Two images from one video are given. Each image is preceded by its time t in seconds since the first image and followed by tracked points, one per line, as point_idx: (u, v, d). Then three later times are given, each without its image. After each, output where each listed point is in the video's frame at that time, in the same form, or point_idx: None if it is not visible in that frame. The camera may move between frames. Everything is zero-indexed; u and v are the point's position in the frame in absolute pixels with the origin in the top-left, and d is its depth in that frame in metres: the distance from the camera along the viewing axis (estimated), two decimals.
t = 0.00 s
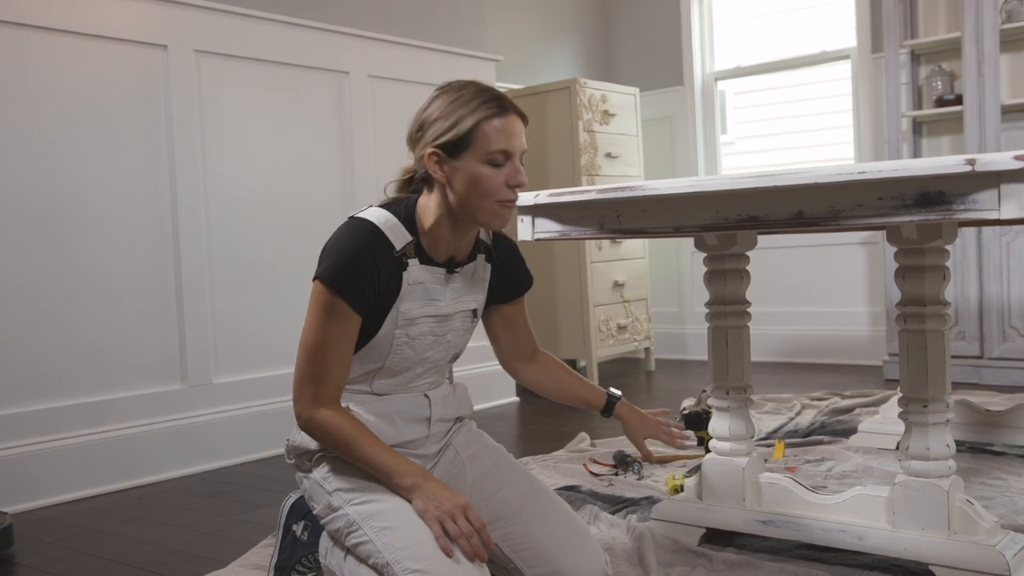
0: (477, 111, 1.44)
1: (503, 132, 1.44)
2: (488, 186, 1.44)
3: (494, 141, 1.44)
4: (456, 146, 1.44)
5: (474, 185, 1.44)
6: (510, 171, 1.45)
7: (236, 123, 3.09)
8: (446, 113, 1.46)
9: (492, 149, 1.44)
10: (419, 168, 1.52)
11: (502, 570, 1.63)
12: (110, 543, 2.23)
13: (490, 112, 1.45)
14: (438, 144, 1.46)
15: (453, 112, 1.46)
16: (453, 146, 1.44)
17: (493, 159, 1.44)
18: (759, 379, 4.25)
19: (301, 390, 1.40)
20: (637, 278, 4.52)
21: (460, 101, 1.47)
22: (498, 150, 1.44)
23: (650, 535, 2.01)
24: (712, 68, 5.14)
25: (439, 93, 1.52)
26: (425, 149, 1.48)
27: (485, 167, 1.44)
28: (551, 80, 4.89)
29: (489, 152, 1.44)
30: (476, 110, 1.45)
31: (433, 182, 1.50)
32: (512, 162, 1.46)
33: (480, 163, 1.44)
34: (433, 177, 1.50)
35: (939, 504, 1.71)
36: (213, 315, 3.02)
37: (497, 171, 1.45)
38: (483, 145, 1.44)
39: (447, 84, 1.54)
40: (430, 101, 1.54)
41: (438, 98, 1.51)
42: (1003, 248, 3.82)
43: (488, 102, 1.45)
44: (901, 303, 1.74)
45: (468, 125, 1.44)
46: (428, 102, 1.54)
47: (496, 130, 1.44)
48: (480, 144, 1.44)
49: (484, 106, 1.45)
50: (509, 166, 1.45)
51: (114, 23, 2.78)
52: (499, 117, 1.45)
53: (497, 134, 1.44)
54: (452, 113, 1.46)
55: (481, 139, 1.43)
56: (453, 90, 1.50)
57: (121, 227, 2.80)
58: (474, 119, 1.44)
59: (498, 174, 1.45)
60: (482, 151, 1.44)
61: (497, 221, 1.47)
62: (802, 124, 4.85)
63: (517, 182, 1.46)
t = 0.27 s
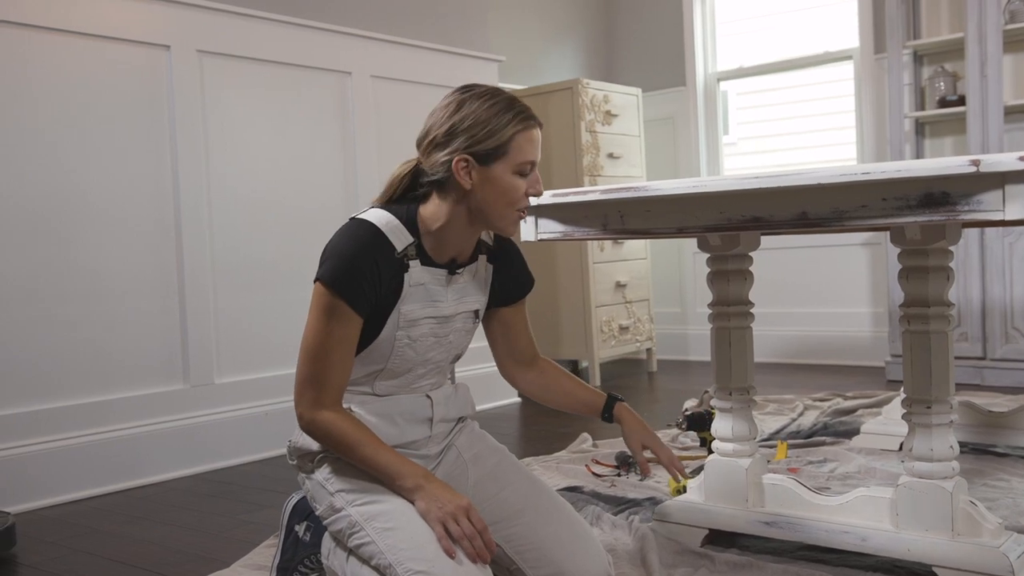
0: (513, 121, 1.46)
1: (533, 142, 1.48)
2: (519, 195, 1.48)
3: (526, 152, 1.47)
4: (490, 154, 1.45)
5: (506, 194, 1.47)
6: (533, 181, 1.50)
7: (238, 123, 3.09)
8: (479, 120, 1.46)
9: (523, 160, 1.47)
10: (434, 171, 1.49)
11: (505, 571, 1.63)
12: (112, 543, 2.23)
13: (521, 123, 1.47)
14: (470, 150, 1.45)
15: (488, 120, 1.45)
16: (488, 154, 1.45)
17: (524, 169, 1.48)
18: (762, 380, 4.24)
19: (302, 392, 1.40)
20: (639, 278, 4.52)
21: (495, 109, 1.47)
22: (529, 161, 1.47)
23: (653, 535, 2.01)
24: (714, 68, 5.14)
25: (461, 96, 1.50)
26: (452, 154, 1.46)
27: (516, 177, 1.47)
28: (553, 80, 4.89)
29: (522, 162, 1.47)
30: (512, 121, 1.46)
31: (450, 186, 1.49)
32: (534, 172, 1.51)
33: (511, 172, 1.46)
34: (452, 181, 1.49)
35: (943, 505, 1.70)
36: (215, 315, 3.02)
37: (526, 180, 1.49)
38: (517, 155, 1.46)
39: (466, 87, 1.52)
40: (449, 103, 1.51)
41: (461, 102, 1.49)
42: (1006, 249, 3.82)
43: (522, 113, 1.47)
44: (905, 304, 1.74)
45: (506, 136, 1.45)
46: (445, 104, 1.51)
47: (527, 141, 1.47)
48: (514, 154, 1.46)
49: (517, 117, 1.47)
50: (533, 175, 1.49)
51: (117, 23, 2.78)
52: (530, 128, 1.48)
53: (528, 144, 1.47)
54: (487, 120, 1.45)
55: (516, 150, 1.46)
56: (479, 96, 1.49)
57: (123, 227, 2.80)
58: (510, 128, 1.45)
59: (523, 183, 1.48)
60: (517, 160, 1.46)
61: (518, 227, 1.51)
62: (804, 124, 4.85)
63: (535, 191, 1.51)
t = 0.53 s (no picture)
0: (501, 111, 1.47)
1: (522, 133, 1.47)
2: (510, 186, 1.47)
3: (515, 141, 1.46)
4: (478, 145, 1.46)
5: (497, 183, 1.46)
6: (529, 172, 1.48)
7: (237, 122, 3.09)
8: (468, 113, 1.48)
9: (513, 150, 1.47)
10: (432, 168, 1.52)
11: (505, 569, 1.63)
12: (112, 542, 2.23)
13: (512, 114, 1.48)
14: (459, 143, 1.47)
15: (476, 112, 1.47)
16: (475, 145, 1.46)
17: (512, 159, 1.47)
18: (761, 378, 4.24)
19: (306, 387, 1.41)
20: (638, 277, 4.52)
21: (484, 102, 1.48)
22: (519, 150, 1.47)
23: (653, 533, 2.01)
24: (714, 67, 5.14)
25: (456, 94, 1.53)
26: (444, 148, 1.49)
27: (507, 166, 1.47)
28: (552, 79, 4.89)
29: (510, 151, 1.46)
30: (500, 111, 1.47)
31: (447, 183, 1.51)
32: (529, 164, 1.49)
33: (500, 162, 1.46)
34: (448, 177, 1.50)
35: (943, 503, 1.70)
36: (214, 314, 3.02)
37: (517, 171, 1.47)
38: (503, 145, 1.46)
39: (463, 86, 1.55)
40: (445, 102, 1.54)
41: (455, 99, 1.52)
42: (1005, 247, 3.82)
43: (511, 103, 1.47)
44: (905, 302, 1.74)
45: (493, 125, 1.46)
46: (442, 103, 1.54)
47: (518, 131, 1.47)
48: (502, 144, 1.46)
49: (503, 108, 1.47)
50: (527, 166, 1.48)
51: (116, 22, 2.78)
52: (521, 118, 1.48)
53: (515, 134, 1.46)
54: (474, 112, 1.47)
55: (503, 139, 1.46)
56: (472, 91, 1.51)
57: (123, 226, 2.80)
58: (499, 118, 1.46)
59: (517, 173, 1.47)
60: (503, 151, 1.46)
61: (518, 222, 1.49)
62: (803, 123, 4.85)
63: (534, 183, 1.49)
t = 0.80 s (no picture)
0: (455, 114, 1.47)
1: (475, 129, 1.44)
2: (466, 184, 1.43)
3: (465, 140, 1.44)
4: (439, 151, 1.47)
5: (452, 184, 1.44)
6: (486, 169, 1.44)
7: (234, 133, 3.09)
8: (434, 121, 1.50)
9: (465, 149, 1.44)
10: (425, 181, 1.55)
11: None
12: (112, 555, 2.23)
13: (469, 115, 1.47)
14: (427, 152, 1.50)
15: (439, 118, 1.49)
16: (436, 151, 1.47)
17: (467, 158, 1.44)
18: (761, 383, 4.24)
19: (310, 393, 1.41)
20: (637, 283, 4.52)
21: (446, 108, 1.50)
22: (470, 148, 1.44)
23: (655, 540, 2.00)
24: (709, 73, 5.15)
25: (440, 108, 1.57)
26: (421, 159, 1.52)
27: (461, 166, 1.44)
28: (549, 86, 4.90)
29: (462, 150, 1.44)
30: (455, 113, 1.47)
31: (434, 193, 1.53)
32: (490, 160, 1.44)
33: (455, 163, 1.45)
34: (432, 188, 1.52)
35: (945, 506, 1.70)
36: (213, 325, 3.02)
37: (473, 169, 1.44)
38: (457, 145, 1.45)
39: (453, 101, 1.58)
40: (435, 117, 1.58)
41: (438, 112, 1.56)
42: (1002, 249, 3.83)
43: (466, 104, 1.47)
44: (904, 305, 1.74)
45: (447, 129, 1.46)
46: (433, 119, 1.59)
47: (470, 131, 1.44)
48: (455, 144, 1.45)
49: (463, 109, 1.47)
50: (483, 164, 1.44)
51: (112, 33, 2.78)
52: (476, 117, 1.46)
53: (469, 132, 1.44)
54: (437, 119, 1.49)
55: (455, 140, 1.45)
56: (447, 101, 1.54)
57: (121, 237, 2.79)
58: (454, 121, 1.46)
59: (472, 172, 1.44)
60: (457, 150, 1.45)
61: (483, 221, 1.43)
62: (800, 127, 4.86)
63: (493, 179, 1.43)
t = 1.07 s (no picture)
0: (446, 114, 1.49)
1: (463, 128, 1.45)
2: (455, 182, 1.44)
3: (455, 139, 1.45)
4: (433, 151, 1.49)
5: (442, 183, 1.45)
6: (474, 166, 1.44)
7: (237, 131, 3.10)
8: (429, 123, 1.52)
9: (453, 148, 1.45)
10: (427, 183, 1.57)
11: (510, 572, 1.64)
12: (114, 551, 2.23)
13: (458, 114, 1.48)
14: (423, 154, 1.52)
15: (433, 120, 1.51)
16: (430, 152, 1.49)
17: (455, 156, 1.45)
18: (763, 382, 4.24)
19: (312, 389, 1.42)
20: (639, 282, 4.53)
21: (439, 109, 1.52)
22: (458, 146, 1.45)
23: (655, 538, 2.01)
24: (711, 72, 5.15)
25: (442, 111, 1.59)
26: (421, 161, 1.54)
27: (451, 165, 1.45)
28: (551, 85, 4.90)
29: (450, 148, 1.45)
30: (446, 113, 1.49)
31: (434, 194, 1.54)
32: (478, 158, 1.45)
33: (445, 162, 1.45)
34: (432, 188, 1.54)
35: (945, 505, 1.71)
36: (215, 322, 3.02)
37: (461, 167, 1.44)
38: (445, 144, 1.46)
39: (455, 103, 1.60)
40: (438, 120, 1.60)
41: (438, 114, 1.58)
42: (1004, 249, 3.83)
43: (456, 104, 1.48)
44: (906, 304, 1.74)
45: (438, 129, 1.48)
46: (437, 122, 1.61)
47: (459, 129, 1.45)
48: (445, 144, 1.46)
49: (453, 109, 1.49)
50: (471, 161, 1.44)
51: (115, 30, 2.79)
52: (465, 116, 1.47)
53: (457, 131, 1.46)
54: (431, 120, 1.51)
55: (445, 139, 1.46)
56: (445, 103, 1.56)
57: (123, 235, 2.80)
58: (445, 121, 1.48)
59: (462, 170, 1.44)
60: (447, 149, 1.46)
61: (471, 217, 1.43)
62: (802, 126, 4.86)
63: (480, 176, 1.43)
